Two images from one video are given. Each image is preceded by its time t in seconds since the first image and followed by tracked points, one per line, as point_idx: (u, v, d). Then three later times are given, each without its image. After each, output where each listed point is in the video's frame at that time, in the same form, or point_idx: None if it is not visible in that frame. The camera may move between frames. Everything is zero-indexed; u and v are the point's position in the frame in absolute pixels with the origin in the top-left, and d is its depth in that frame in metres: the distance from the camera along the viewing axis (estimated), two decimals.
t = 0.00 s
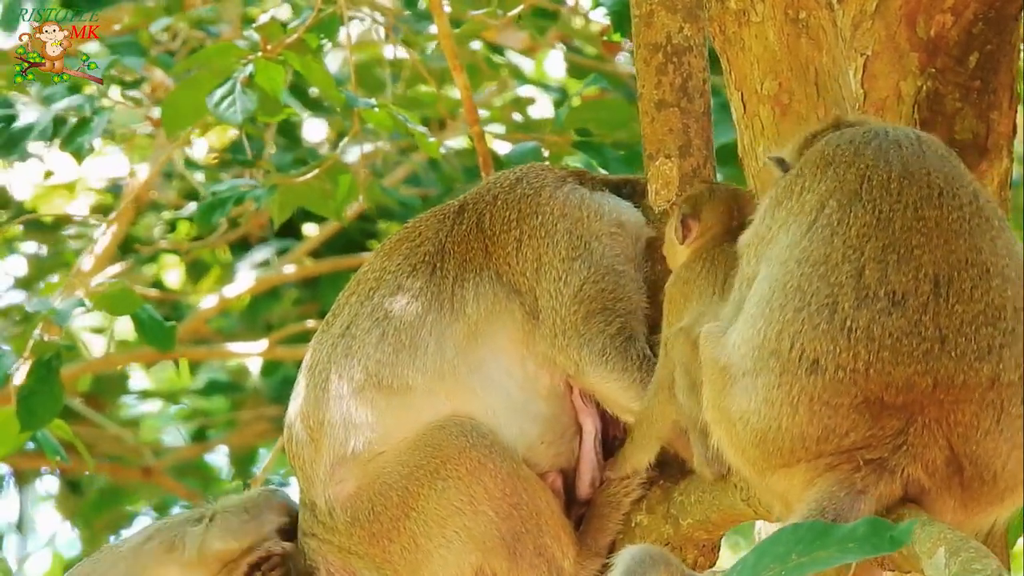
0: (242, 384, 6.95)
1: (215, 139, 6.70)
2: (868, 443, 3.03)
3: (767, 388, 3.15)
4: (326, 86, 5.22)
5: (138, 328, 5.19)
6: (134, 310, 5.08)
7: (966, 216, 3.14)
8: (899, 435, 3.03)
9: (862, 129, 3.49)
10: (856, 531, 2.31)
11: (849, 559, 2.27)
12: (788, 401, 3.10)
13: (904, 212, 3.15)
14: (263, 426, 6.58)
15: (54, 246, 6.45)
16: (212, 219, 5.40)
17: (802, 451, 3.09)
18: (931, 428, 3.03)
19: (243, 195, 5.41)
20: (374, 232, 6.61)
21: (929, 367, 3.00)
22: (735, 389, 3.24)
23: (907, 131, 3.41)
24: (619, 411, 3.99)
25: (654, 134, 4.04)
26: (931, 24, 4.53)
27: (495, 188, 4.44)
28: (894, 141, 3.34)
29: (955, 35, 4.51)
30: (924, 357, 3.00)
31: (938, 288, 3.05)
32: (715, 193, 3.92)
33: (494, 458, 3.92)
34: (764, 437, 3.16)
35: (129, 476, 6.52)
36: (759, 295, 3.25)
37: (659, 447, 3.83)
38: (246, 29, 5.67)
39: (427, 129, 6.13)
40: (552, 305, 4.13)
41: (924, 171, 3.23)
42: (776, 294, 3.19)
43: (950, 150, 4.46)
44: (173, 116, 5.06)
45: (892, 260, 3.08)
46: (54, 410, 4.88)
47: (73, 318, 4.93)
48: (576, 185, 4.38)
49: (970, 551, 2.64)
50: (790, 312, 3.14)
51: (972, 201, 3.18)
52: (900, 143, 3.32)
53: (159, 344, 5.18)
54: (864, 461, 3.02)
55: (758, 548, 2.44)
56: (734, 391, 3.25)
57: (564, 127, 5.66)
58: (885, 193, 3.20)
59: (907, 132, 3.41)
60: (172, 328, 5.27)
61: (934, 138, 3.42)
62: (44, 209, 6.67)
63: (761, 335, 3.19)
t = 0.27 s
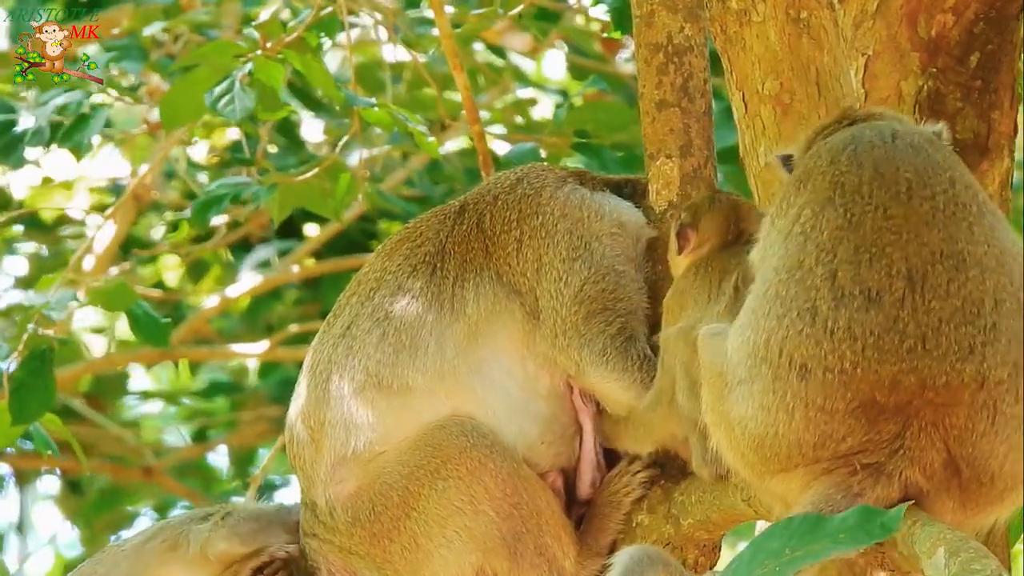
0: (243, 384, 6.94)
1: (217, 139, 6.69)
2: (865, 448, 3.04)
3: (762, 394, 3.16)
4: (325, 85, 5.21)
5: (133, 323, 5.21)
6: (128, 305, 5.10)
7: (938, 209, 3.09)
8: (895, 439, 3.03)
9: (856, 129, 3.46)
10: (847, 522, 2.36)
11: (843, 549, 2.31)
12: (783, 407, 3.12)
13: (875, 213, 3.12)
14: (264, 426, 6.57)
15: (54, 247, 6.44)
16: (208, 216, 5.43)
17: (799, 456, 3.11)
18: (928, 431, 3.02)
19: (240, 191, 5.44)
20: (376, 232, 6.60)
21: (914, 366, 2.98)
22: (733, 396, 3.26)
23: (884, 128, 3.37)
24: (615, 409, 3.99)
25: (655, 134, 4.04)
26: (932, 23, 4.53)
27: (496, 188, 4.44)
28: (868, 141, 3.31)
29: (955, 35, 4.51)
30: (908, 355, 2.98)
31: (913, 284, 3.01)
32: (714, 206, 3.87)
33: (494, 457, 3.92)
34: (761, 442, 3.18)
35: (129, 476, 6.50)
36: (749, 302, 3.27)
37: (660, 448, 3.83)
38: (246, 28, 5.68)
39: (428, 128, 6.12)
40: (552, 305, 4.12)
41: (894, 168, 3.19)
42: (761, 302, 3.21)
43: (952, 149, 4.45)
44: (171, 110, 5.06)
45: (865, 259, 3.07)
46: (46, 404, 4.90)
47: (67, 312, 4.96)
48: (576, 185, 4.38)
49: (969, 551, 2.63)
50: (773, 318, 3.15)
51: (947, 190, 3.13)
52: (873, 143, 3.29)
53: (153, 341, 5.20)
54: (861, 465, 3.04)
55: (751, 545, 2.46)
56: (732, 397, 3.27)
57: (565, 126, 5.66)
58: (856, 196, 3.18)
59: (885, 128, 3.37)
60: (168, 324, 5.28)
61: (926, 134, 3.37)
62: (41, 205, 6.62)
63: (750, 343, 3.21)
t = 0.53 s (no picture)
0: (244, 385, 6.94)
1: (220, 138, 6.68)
2: (864, 448, 3.05)
3: (760, 395, 3.17)
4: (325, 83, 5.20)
5: (133, 322, 5.21)
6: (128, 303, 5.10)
7: (939, 215, 3.10)
8: (894, 439, 3.04)
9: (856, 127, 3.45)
10: (846, 520, 2.35)
11: (842, 548, 2.31)
12: (780, 407, 3.12)
13: (874, 218, 3.13)
14: (264, 426, 6.57)
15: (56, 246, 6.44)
16: (209, 216, 5.45)
17: (798, 456, 3.11)
18: (927, 431, 3.02)
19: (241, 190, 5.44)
20: (376, 231, 6.60)
21: (911, 370, 2.99)
22: (732, 396, 3.26)
23: (886, 129, 3.36)
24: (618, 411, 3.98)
25: (657, 133, 4.04)
26: (933, 23, 4.54)
27: (498, 188, 4.44)
28: (866, 142, 3.30)
29: (956, 35, 4.52)
30: (905, 359, 3.00)
31: (911, 290, 3.03)
32: (703, 219, 3.87)
33: (496, 457, 3.92)
34: (761, 443, 3.18)
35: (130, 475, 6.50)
36: (748, 302, 3.28)
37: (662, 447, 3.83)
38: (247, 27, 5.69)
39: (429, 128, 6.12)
40: (554, 306, 4.13)
41: (894, 171, 3.19)
42: (760, 302, 3.21)
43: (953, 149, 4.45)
44: (171, 107, 5.06)
45: (863, 264, 3.08)
46: (47, 402, 4.89)
47: (68, 310, 4.96)
48: (578, 185, 4.38)
49: (971, 551, 2.63)
50: (771, 320, 3.16)
51: (948, 192, 3.13)
52: (871, 145, 3.29)
53: (153, 340, 5.20)
54: (860, 465, 3.05)
55: (750, 544, 2.45)
56: (730, 398, 3.28)
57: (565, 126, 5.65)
58: (856, 200, 3.18)
59: (887, 129, 3.36)
60: (168, 323, 5.28)
61: (928, 133, 3.36)
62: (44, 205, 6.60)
63: (748, 343, 3.22)
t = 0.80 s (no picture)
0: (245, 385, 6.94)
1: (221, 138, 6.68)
2: (866, 449, 3.04)
3: (764, 394, 3.15)
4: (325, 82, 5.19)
5: (135, 323, 5.22)
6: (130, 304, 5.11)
7: (950, 219, 3.13)
8: (897, 441, 3.03)
9: (860, 127, 3.48)
10: (845, 518, 2.35)
11: (841, 546, 2.31)
12: (784, 407, 3.11)
13: (884, 219, 3.14)
14: (265, 425, 6.57)
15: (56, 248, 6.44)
16: (212, 216, 5.45)
17: (801, 455, 3.10)
18: (930, 434, 3.03)
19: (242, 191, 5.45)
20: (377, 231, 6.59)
21: (917, 374, 3.00)
22: (735, 394, 3.25)
23: (892, 127, 3.40)
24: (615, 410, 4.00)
25: (656, 134, 4.04)
26: (933, 23, 4.53)
27: (498, 188, 4.45)
28: (876, 142, 3.33)
29: (957, 35, 4.51)
30: (912, 363, 3.00)
31: (920, 293, 3.04)
32: (711, 225, 3.86)
33: (495, 457, 3.93)
34: (764, 441, 3.16)
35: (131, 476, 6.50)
36: (754, 300, 3.28)
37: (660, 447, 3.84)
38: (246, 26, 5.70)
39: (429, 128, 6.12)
40: (554, 306, 4.13)
41: (904, 173, 3.22)
42: (768, 301, 3.21)
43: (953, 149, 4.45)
44: (173, 108, 5.07)
45: (873, 266, 3.09)
46: (52, 404, 4.90)
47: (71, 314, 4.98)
48: (577, 185, 4.38)
49: (970, 551, 2.63)
50: (779, 320, 3.16)
51: (957, 197, 3.17)
52: (882, 145, 3.31)
53: (156, 341, 5.21)
54: (863, 466, 3.04)
55: (750, 543, 2.44)
56: (733, 396, 3.26)
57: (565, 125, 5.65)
58: (867, 200, 3.20)
59: (892, 128, 3.40)
60: (169, 323, 5.28)
61: (931, 132, 3.41)
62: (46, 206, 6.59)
63: (754, 342, 3.21)
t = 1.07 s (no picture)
0: (245, 386, 6.94)
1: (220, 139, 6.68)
2: (867, 449, 3.03)
3: (764, 393, 3.15)
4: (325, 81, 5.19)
5: (135, 323, 5.22)
6: (130, 304, 5.10)
7: (947, 216, 3.13)
8: (897, 440, 3.03)
9: (858, 127, 3.48)
10: (845, 512, 2.32)
11: (840, 541, 2.28)
12: (783, 407, 3.11)
13: (882, 218, 3.14)
14: (265, 425, 6.57)
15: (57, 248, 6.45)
16: (212, 216, 5.45)
17: (801, 455, 3.09)
18: (929, 433, 3.03)
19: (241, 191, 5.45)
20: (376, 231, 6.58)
21: (916, 372, 3.00)
22: (734, 396, 3.25)
23: (891, 127, 3.40)
24: (614, 411, 4.00)
25: (654, 134, 4.04)
26: (934, 23, 4.53)
27: (496, 189, 4.45)
28: (874, 142, 3.33)
29: (957, 35, 4.50)
30: (911, 361, 3.00)
31: (918, 291, 3.05)
32: (725, 215, 3.84)
33: (493, 457, 3.93)
34: (763, 441, 3.16)
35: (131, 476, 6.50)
36: (752, 301, 3.27)
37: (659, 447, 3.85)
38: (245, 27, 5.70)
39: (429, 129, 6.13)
40: (551, 306, 4.13)
41: (902, 171, 3.21)
42: (767, 300, 3.21)
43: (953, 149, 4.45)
44: (173, 106, 5.08)
45: (871, 264, 3.09)
46: (50, 403, 4.90)
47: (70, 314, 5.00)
48: (574, 185, 4.38)
49: (970, 550, 2.63)
50: (778, 318, 3.16)
51: (954, 193, 3.17)
52: (881, 144, 3.31)
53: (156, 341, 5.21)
54: (863, 465, 3.04)
55: (750, 538, 2.43)
56: (733, 396, 3.25)
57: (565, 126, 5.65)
58: (863, 199, 3.20)
59: (890, 128, 3.40)
60: (169, 323, 5.28)
61: (928, 132, 3.40)
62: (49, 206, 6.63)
63: (752, 343, 3.21)
